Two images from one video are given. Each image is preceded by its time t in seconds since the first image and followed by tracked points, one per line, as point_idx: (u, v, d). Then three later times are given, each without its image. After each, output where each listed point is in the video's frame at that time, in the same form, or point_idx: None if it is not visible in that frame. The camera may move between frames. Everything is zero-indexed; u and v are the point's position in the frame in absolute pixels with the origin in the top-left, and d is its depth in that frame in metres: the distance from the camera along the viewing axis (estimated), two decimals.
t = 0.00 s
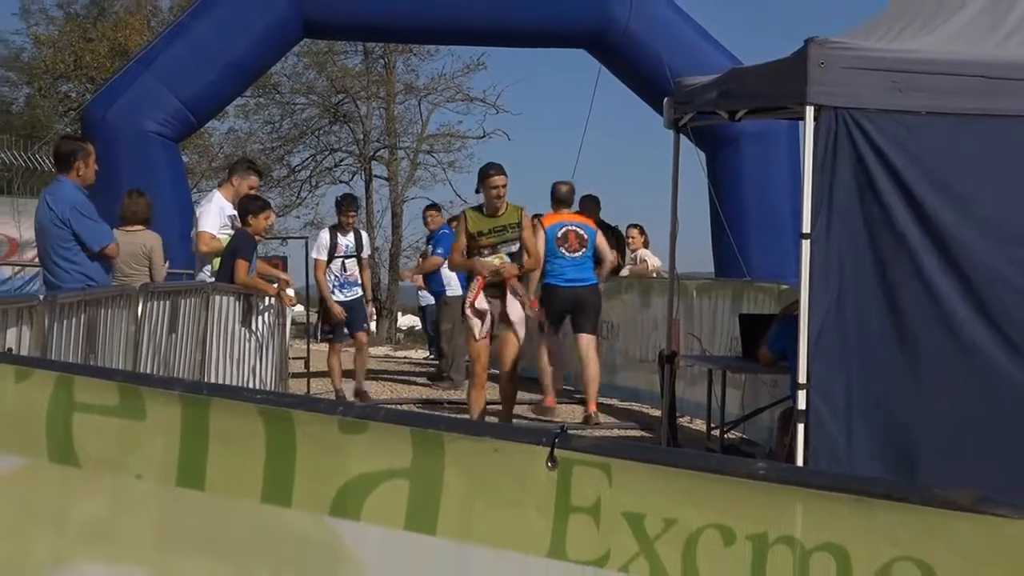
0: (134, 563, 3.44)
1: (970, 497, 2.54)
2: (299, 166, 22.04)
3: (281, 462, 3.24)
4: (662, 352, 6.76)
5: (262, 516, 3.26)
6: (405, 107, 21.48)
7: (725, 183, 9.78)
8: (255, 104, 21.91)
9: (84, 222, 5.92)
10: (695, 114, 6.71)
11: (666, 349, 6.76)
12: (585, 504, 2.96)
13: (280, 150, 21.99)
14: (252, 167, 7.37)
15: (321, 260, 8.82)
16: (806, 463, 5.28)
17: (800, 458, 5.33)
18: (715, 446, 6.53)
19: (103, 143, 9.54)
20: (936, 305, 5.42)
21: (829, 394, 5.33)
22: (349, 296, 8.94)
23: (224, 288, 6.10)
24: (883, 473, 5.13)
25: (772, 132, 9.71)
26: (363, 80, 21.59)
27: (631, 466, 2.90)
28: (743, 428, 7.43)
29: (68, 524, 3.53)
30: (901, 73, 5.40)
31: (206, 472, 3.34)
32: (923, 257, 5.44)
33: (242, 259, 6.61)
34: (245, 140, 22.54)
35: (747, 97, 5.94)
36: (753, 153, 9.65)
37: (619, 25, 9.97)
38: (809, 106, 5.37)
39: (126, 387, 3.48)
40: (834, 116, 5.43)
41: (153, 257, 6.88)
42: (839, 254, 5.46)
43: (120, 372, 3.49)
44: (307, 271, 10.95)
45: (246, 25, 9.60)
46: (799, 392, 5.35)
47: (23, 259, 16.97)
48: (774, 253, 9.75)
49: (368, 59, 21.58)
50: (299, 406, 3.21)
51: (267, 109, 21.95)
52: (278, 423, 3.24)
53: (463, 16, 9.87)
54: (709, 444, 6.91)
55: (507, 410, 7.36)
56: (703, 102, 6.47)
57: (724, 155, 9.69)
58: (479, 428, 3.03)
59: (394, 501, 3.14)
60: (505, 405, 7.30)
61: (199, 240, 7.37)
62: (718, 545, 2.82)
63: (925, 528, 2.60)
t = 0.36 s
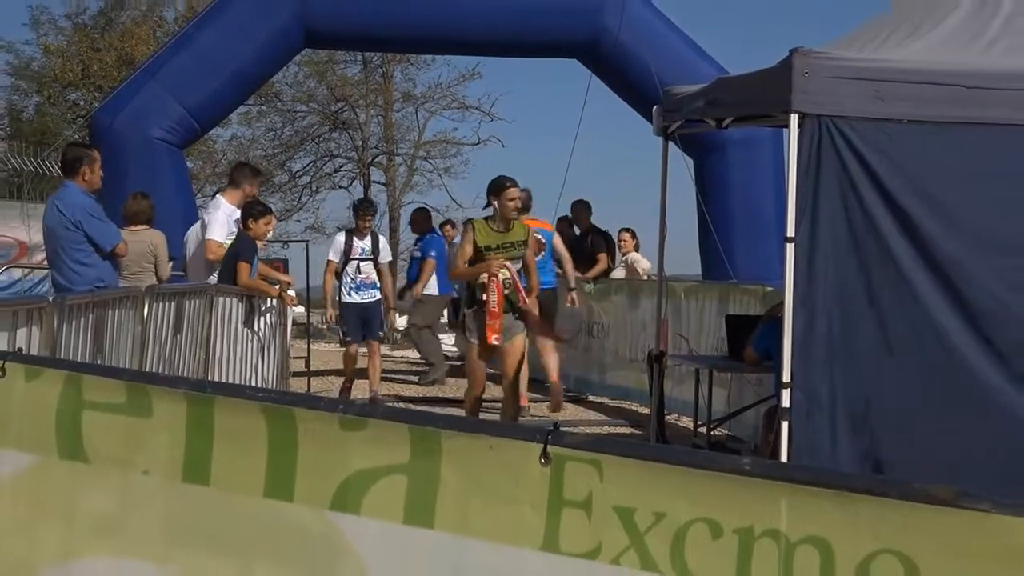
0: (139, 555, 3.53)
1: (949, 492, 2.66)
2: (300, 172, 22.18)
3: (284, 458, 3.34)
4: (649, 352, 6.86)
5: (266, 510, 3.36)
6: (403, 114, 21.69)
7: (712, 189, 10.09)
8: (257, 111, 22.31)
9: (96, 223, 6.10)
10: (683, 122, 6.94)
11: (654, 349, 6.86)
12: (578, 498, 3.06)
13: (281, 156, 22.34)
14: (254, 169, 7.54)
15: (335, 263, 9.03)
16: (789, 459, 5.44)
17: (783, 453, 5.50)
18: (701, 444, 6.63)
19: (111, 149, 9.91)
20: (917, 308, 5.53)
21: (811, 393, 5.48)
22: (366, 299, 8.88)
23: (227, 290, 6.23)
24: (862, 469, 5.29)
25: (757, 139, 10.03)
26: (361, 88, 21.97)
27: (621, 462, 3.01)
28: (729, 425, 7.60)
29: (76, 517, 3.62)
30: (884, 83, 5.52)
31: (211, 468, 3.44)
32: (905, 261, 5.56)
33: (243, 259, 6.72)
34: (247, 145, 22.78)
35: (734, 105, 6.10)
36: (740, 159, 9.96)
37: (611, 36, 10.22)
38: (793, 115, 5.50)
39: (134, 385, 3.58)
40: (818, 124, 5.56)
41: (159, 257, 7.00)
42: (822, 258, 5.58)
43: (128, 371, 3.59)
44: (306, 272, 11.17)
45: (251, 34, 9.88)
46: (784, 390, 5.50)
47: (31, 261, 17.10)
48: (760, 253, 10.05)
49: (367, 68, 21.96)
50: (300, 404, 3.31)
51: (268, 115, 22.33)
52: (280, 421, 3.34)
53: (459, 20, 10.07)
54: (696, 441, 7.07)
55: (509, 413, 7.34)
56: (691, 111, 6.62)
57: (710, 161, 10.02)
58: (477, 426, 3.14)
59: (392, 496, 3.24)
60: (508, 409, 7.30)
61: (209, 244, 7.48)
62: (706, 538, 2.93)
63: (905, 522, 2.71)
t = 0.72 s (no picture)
0: (138, 549, 3.62)
1: (919, 490, 2.79)
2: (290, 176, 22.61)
3: (277, 453, 3.43)
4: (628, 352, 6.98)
5: (261, 504, 3.45)
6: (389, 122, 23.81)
7: (689, 196, 10.53)
8: (248, 118, 24.57)
9: (105, 228, 6.38)
10: (662, 130, 7.04)
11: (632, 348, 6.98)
12: (562, 494, 3.16)
13: (271, 161, 24.71)
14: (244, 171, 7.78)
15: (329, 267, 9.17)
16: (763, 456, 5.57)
17: (757, 451, 5.63)
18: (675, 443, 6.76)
19: (108, 153, 10.28)
20: (889, 312, 5.60)
21: (785, 394, 5.60)
22: (361, 303, 8.95)
23: (220, 291, 6.61)
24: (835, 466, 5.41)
25: (732, 148, 10.52)
26: (349, 96, 24.49)
27: (605, 460, 3.11)
28: (705, 424, 7.77)
29: (75, 513, 3.71)
30: (854, 94, 5.65)
31: (206, 464, 3.53)
32: (878, 266, 5.63)
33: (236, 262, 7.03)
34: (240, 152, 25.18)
35: (711, 113, 6.22)
36: (715, 167, 10.43)
37: (592, 45, 10.74)
38: (769, 124, 5.64)
39: (132, 384, 3.68)
40: (792, 133, 5.69)
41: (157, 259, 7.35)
42: (797, 263, 5.67)
43: (126, 370, 3.69)
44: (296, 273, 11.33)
45: (244, 44, 10.22)
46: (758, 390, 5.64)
47: (29, 262, 17.12)
48: (734, 258, 10.45)
49: (355, 77, 24.52)
50: (292, 402, 3.41)
51: (259, 122, 24.72)
52: (274, 418, 3.43)
53: (452, 32, 10.50)
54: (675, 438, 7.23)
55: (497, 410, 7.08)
56: (667, 119, 6.74)
57: (687, 168, 10.48)
58: (464, 424, 3.24)
59: (382, 491, 3.34)
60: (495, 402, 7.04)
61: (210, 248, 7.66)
62: (686, 533, 3.04)
63: (878, 518, 2.83)
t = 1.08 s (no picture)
0: (142, 539, 3.72)
1: (902, 484, 2.92)
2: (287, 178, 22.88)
3: (276, 446, 3.52)
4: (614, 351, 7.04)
5: (259, 495, 3.54)
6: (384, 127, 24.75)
7: (674, 201, 10.71)
8: (247, 122, 25.04)
9: (109, 228, 6.51)
10: (649, 136, 7.14)
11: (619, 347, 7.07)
12: (553, 488, 3.26)
13: (269, 164, 24.96)
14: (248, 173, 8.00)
15: (322, 263, 9.24)
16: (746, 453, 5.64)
17: (740, 446, 5.72)
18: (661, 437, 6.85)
19: (110, 156, 10.61)
20: (869, 314, 5.70)
21: (768, 394, 5.67)
22: (352, 299, 9.07)
23: (219, 289, 6.73)
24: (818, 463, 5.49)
25: (716, 153, 10.67)
26: (345, 101, 24.70)
27: (595, 454, 3.21)
28: (690, 420, 7.92)
29: (80, 504, 3.82)
30: (837, 101, 5.71)
31: (208, 456, 3.63)
32: (859, 269, 5.73)
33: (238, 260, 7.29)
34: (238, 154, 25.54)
35: (696, 120, 6.27)
36: (699, 172, 10.61)
37: (579, 54, 10.95)
38: (751, 130, 5.72)
39: (135, 379, 3.78)
40: (775, 139, 5.76)
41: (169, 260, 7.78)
42: (779, 265, 5.73)
43: (129, 365, 3.79)
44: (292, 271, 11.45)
45: (242, 49, 10.54)
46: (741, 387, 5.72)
47: (33, 262, 16.81)
48: (718, 262, 10.72)
49: (350, 83, 24.82)
50: (291, 397, 3.50)
51: (258, 126, 25.08)
52: (272, 413, 3.53)
53: (453, 39, 10.79)
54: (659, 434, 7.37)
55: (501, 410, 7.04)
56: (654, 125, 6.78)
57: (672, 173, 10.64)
58: (458, 419, 3.33)
59: (377, 485, 3.42)
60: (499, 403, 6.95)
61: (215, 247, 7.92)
62: (672, 526, 3.14)
63: (861, 511, 2.95)
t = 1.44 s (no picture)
0: (129, 531, 3.81)
1: (868, 478, 3.02)
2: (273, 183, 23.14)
3: (259, 440, 3.62)
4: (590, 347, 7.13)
5: (244, 489, 3.63)
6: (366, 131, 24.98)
7: (645, 205, 10.91)
8: (233, 126, 25.54)
9: (91, 228, 6.60)
10: (623, 140, 7.25)
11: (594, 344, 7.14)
12: (529, 481, 3.35)
13: (253, 168, 25.39)
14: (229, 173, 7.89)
15: (308, 264, 9.29)
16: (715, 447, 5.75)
17: (710, 442, 5.82)
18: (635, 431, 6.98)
19: (100, 160, 10.81)
20: (835, 314, 5.85)
21: (737, 392, 5.78)
22: (340, 299, 9.17)
23: (205, 288, 6.81)
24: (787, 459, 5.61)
25: (687, 159, 10.90)
26: (328, 107, 24.92)
27: (570, 449, 3.31)
28: (661, 415, 8.09)
29: (71, 497, 3.91)
30: (806, 107, 5.83)
31: (194, 450, 3.72)
32: (827, 271, 5.86)
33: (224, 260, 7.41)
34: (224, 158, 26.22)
35: (668, 125, 6.38)
36: (671, 177, 10.81)
37: (556, 61, 11.19)
38: (722, 134, 5.80)
39: (123, 376, 3.86)
40: (744, 143, 5.86)
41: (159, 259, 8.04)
42: (748, 266, 5.84)
43: (117, 362, 3.87)
44: (277, 272, 11.51)
45: (229, 56, 10.67)
46: (711, 384, 5.81)
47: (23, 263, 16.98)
48: (689, 263, 10.95)
49: (333, 89, 24.99)
50: (274, 393, 3.58)
51: (243, 131, 25.45)
52: (255, 408, 3.61)
53: (435, 48, 10.98)
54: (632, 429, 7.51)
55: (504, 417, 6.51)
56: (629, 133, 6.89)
57: (645, 177, 10.83)
58: (437, 415, 3.42)
59: (358, 479, 3.51)
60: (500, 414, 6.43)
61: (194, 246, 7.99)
62: (645, 518, 3.25)
63: (824, 504, 3.06)
